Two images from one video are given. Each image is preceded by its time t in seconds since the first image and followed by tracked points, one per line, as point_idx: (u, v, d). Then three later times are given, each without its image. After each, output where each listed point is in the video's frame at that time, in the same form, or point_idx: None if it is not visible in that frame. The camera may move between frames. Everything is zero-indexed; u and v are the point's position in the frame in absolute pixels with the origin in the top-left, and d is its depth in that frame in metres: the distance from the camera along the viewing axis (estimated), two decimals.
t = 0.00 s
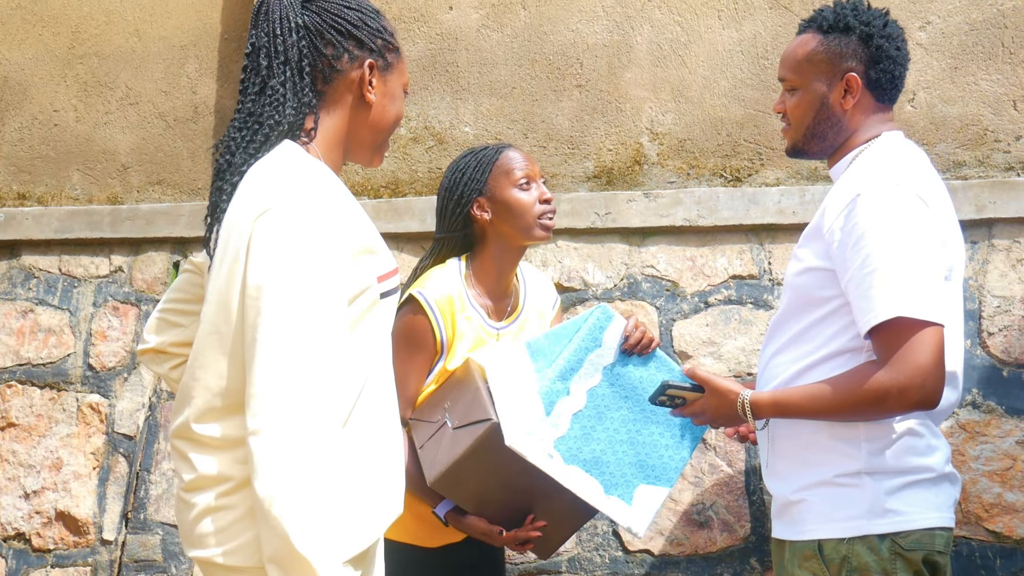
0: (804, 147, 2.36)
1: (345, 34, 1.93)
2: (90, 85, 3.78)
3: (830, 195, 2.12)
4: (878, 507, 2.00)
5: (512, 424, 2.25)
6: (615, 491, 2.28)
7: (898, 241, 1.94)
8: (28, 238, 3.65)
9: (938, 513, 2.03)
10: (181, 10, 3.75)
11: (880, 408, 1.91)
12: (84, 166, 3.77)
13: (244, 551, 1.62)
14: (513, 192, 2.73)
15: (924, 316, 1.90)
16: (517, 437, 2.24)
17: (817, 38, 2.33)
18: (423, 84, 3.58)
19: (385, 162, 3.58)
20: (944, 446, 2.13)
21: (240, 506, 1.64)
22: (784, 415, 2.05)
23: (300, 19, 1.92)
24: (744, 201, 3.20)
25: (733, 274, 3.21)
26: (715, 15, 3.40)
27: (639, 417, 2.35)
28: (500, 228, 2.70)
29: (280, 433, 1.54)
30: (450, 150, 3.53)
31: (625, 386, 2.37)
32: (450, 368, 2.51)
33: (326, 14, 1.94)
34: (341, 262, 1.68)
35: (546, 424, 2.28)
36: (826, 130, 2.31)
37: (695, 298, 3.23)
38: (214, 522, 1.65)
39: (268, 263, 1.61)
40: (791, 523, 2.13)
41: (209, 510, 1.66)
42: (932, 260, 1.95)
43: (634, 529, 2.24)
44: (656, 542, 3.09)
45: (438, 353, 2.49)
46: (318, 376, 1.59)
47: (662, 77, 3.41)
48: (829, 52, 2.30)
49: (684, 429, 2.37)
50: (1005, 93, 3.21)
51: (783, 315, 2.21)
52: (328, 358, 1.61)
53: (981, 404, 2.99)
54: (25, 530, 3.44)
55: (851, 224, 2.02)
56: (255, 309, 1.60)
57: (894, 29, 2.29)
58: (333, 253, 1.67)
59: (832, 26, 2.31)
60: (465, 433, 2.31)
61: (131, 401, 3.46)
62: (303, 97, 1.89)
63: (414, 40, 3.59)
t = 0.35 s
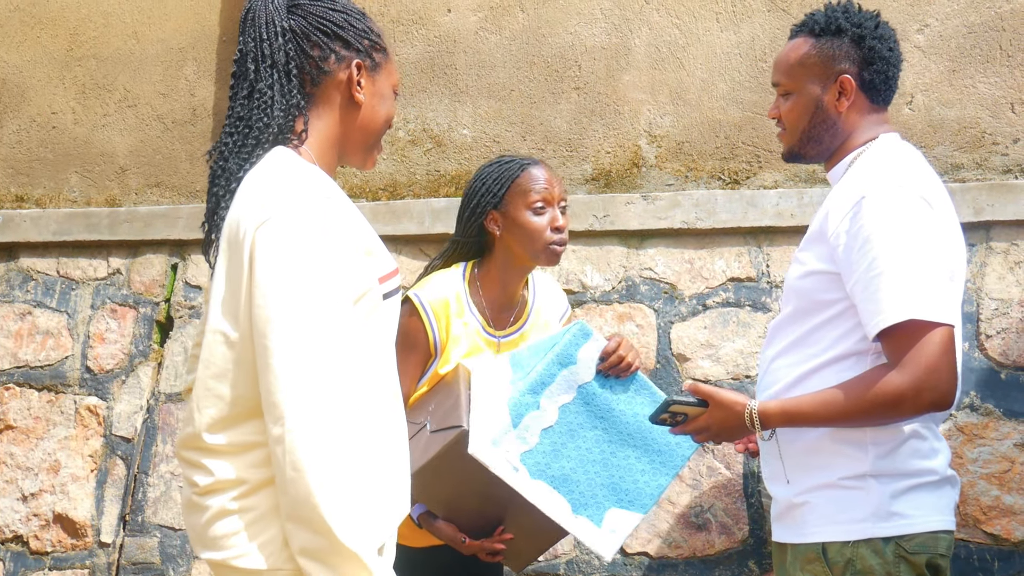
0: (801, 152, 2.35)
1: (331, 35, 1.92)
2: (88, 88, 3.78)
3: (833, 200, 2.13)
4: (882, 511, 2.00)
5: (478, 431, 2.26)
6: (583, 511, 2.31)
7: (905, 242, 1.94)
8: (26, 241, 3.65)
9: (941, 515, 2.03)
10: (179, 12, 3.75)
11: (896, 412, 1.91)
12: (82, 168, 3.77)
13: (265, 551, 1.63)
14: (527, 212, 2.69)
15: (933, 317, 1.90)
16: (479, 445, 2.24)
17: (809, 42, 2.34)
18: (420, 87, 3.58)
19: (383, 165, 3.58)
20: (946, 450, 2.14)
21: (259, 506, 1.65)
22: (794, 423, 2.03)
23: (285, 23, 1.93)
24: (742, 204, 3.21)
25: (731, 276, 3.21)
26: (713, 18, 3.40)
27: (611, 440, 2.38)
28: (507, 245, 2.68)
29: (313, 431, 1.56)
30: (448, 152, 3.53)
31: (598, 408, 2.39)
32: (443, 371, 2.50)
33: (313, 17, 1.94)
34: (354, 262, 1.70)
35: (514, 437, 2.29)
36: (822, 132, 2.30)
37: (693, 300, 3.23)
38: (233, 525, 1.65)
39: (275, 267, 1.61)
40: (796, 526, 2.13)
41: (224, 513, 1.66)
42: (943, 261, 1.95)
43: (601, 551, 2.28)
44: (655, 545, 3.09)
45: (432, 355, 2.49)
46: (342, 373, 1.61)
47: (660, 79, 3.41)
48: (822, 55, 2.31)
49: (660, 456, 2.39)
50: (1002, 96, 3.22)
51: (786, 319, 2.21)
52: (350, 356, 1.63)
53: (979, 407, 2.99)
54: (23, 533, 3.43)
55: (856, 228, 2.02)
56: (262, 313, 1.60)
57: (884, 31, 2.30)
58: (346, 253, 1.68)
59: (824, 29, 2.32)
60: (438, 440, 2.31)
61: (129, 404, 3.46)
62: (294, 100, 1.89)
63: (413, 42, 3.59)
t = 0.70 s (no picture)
0: (797, 160, 2.36)
1: (323, 37, 1.93)
2: (85, 91, 3.78)
3: (842, 205, 2.12)
4: (884, 515, 2.00)
5: (429, 440, 2.25)
6: (543, 518, 2.32)
7: (919, 250, 1.94)
8: (23, 244, 3.65)
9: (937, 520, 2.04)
10: (177, 16, 3.75)
11: (918, 420, 1.92)
12: (80, 171, 3.77)
13: (260, 557, 1.63)
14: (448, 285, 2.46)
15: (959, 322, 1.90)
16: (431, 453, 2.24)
17: (795, 49, 2.34)
18: (418, 91, 3.58)
19: (381, 168, 3.58)
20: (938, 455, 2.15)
21: (254, 512, 1.65)
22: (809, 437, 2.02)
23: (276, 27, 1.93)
24: (740, 207, 3.21)
25: (728, 280, 3.21)
26: (711, 21, 3.40)
27: (568, 446, 2.36)
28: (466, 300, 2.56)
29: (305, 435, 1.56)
30: (446, 156, 3.53)
31: (554, 414, 2.36)
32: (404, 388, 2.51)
33: (304, 19, 1.94)
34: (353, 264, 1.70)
35: (466, 445, 2.28)
36: (816, 138, 2.30)
37: (691, 304, 3.23)
38: (226, 532, 1.65)
39: (270, 271, 1.61)
40: (792, 530, 2.13)
41: (220, 518, 1.66)
42: (958, 268, 1.96)
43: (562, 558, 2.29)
44: (652, 548, 3.09)
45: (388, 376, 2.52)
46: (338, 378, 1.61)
47: (658, 83, 3.41)
48: (809, 61, 2.31)
49: (620, 464, 2.35)
50: (1000, 100, 3.22)
51: (785, 320, 2.21)
52: (347, 361, 1.63)
53: (976, 410, 2.99)
54: (21, 537, 3.43)
55: (868, 235, 2.02)
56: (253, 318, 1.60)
57: (869, 33, 2.31)
58: (343, 256, 1.68)
59: (808, 36, 2.33)
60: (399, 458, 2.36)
61: (127, 407, 3.45)
62: (285, 102, 1.89)
63: (411, 46, 3.59)
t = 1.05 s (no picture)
0: (789, 163, 2.35)
1: (301, 38, 1.96)
2: (85, 93, 3.78)
3: (839, 208, 2.12)
4: (883, 517, 2.00)
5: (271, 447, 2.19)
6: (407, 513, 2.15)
7: (917, 248, 1.96)
8: (24, 247, 3.65)
9: (937, 519, 2.04)
10: (176, 18, 3.76)
11: (926, 419, 1.93)
12: (80, 174, 3.77)
13: (259, 560, 1.63)
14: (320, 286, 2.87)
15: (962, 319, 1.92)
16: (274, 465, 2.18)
17: (783, 51, 2.35)
18: (418, 93, 3.58)
19: (381, 171, 3.58)
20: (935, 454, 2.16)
21: (252, 515, 1.65)
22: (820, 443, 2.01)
23: (252, 39, 1.97)
24: (740, 209, 3.20)
25: (728, 282, 3.21)
26: (711, 24, 3.40)
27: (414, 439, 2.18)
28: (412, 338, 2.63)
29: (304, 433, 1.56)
30: (446, 158, 3.53)
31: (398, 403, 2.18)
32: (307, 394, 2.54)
33: (282, 24, 1.97)
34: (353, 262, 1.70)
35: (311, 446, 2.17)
36: (808, 139, 2.30)
37: (691, 306, 3.23)
38: (223, 536, 1.65)
39: (269, 271, 1.62)
40: (792, 535, 2.12)
41: (218, 523, 1.66)
42: (955, 262, 1.99)
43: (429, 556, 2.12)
44: (652, 550, 3.09)
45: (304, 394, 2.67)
46: (337, 376, 1.61)
47: (657, 85, 3.42)
48: (799, 63, 2.32)
49: (479, 453, 2.19)
50: (1000, 102, 3.22)
51: (781, 322, 2.20)
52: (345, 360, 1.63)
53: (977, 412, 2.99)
54: (21, 539, 3.44)
55: (865, 235, 2.02)
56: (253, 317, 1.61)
57: (855, 36, 2.33)
58: (345, 256, 1.69)
59: (796, 38, 2.35)
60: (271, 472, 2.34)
61: (127, 410, 3.44)
62: (272, 108, 1.93)
63: (411, 49, 3.59)
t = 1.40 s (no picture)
0: (779, 166, 2.36)
1: (301, 50, 1.97)
2: (82, 101, 3.78)
3: (821, 213, 2.13)
4: (876, 524, 2.00)
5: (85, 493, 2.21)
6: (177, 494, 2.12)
7: (898, 253, 1.96)
8: (20, 255, 3.64)
9: (930, 525, 2.05)
10: (174, 26, 3.76)
11: (900, 424, 1.92)
12: (77, 182, 3.77)
13: (253, 568, 1.63)
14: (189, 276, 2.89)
15: (939, 324, 1.93)
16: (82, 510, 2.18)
17: (781, 54, 2.36)
18: (415, 100, 3.58)
19: (378, 178, 3.58)
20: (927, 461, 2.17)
21: (244, 524, 1.65)
22: (797, 446, 2.01)
23: (249, 57, 1.99)
24: (737, 217, 3.20)
25: (725, 289, 3.21)
26: (708, 31, 3.41)
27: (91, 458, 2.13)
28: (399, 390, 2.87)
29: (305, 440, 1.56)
30: (443, 165, 3.53)
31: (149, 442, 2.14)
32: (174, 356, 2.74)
33: (281, 38, 1.98)
34: (349, 269, 1.71)
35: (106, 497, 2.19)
36: (799, 143, 2.31)
37: (688, 313, 3.23)
38: (216, 546, 1.65)
39: (266, 278, 1.62)
40: (785, 542, 2.12)
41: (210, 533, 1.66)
42: (937, 270, 1.99)
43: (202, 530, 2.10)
44: (650, 558, 3.09)
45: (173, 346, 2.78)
46: (334, 383, 1.61)
47: (654, 93, 3.42)
48: (796, 65, 2.33)
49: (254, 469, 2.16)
50: (996, 109, 3.23)
51: (768, 330, 2.21)
52: (341, 367, 1.64)
53: (974, 419, 2.99)
54: (17, 548, 3.43)
55: (846, 241, 2.03)
56: (247, 323, 1.61)
57: (854, 43, 2.34)
58: (342, 264, 1.69)
59: (796, 41, 2.36)
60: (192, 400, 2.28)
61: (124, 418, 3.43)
62: (271, 122, 1.94)
63: (408, 56, 3.60)
